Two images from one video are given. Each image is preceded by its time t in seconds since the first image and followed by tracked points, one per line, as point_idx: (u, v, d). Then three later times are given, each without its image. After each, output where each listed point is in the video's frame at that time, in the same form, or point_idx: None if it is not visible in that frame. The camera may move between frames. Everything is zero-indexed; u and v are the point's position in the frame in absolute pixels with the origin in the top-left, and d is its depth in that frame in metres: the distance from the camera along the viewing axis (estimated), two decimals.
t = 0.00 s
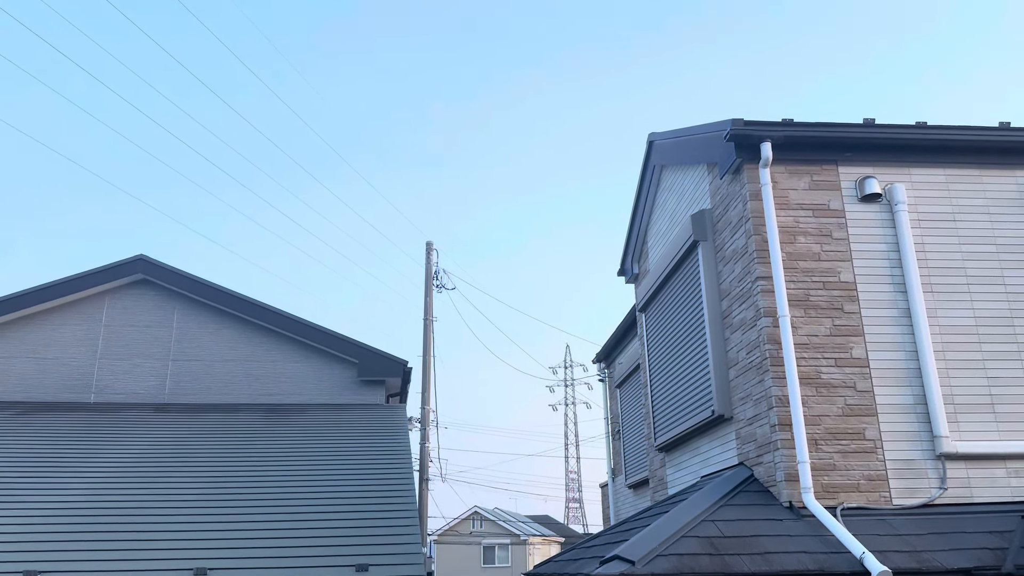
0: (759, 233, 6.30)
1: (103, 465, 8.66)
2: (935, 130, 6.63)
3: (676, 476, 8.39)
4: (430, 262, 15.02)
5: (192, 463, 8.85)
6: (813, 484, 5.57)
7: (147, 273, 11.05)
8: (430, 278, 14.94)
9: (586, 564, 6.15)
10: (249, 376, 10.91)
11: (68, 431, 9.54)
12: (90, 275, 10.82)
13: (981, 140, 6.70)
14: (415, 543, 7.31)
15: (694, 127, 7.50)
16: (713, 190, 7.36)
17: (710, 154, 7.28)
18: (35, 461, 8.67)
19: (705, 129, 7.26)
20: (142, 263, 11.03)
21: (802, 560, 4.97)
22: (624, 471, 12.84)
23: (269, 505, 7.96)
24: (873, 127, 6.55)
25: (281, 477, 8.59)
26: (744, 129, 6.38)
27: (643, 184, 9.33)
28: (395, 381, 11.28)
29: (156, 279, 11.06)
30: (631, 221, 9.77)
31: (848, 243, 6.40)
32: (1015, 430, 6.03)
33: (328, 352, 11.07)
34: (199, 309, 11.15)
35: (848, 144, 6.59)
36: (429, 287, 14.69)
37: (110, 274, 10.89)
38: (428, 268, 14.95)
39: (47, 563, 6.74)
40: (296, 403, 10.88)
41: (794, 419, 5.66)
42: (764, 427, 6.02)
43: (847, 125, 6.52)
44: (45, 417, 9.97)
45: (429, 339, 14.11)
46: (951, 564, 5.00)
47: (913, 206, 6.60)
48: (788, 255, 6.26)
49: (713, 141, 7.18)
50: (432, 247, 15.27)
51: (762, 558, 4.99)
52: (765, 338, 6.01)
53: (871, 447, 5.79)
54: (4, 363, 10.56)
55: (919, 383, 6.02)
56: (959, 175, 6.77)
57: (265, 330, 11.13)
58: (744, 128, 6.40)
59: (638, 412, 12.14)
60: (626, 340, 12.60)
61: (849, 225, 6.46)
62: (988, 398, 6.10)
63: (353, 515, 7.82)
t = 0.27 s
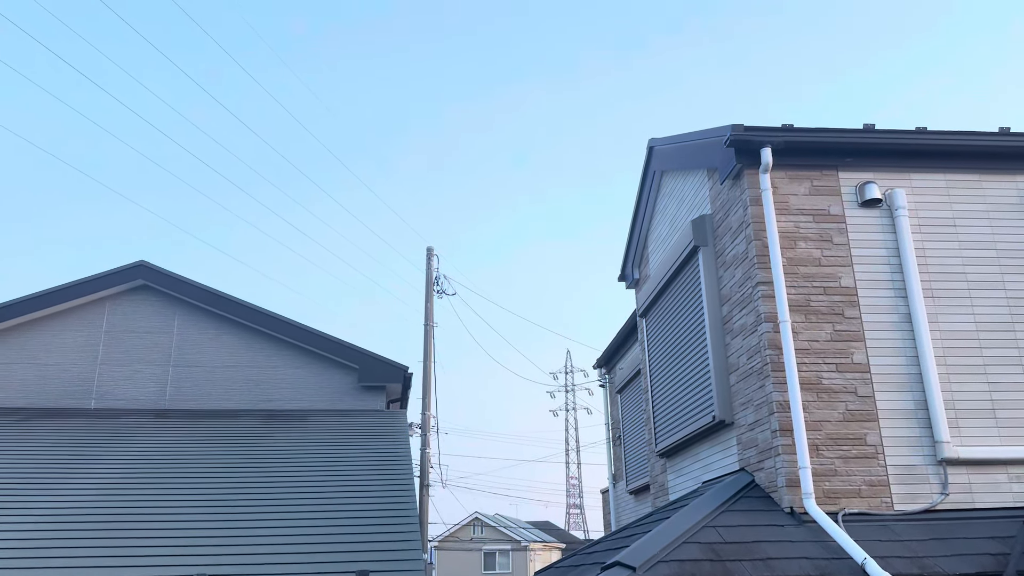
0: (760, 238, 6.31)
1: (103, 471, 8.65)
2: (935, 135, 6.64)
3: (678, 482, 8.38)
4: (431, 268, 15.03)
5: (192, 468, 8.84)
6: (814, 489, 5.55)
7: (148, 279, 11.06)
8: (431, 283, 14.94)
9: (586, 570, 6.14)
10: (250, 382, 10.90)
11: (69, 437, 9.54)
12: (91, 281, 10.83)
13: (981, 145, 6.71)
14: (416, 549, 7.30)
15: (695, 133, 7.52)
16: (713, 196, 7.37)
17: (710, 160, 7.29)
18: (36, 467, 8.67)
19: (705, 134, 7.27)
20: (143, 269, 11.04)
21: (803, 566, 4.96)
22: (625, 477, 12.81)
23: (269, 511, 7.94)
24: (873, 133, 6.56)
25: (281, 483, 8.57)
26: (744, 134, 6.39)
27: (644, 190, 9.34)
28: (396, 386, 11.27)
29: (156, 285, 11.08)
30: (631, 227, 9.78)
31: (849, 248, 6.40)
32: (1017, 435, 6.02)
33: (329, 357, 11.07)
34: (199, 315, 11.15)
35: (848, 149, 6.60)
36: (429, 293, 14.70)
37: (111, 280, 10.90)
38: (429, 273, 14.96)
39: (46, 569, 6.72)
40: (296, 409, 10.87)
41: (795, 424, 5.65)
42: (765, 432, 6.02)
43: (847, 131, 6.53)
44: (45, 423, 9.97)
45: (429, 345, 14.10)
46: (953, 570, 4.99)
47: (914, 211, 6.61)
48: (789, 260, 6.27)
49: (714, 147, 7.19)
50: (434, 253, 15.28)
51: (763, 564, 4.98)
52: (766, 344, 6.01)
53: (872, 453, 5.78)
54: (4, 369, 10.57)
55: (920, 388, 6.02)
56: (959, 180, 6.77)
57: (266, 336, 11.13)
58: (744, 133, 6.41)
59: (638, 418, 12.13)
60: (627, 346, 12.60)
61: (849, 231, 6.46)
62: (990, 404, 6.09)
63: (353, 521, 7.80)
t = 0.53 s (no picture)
0: (760, 244, 6.31)
1: (104, 477, 8.64)
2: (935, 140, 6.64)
3: (679, 488, 8.35)
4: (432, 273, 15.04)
5: (192, 474, 8.83)
6: (816, 495, 5.54)
7: (149, 286, 11.07)
8: (432, 289, 14.94)
9: None
10: (251, 388, 10.90)
11: (69, 443, 9.53)
12: (92, 287, 10.83)
13: (981, 151, 6.72)
14: (416, 555, 7.28)
15: (695, 138, 7.52)
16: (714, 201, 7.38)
17: (710, 165, 7.30)
18: (36, 473, 8.66)
19: (705, 140, 7.28)
20: (143, 275, 11.05)
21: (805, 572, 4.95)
22: (626, 482, 12.79)
23: (269, 517, 7.92)
24: (873, 138, 6.56)
25: (281, 489, 8.56)
26: (744, 140, 6.40)
27: (644, 195, 9.35)
28: (396, 392, 11.26)
29: (157, 291, 11.08)
30: (632, 232, 9.78)
31: (850, 254, 6.40)
32: (1018, 440, 6.01)
33: (329, 363, 11.06)
34: (200, 321, 11.15)
35: (848, 155, 6.61)
36: (430, 299, 14.70)
37: (111, 287, 10.91)
38: (430, 279, 14.97)
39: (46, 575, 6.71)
40: (297, 415, 10.86)
41: (796, 430, 5.64)
42: (766, 438, 6.01)
43: (847, 136, 6.53)
44: (46, 429, 9.96)
45: (430, 351, 14.10)
46: None
47: (914, 216, 6.61)
48: (789, 266, 6.27)
49: (714, 152, 7.19)
50: (434, 258, 15.29)
51: (765, 571, 4.96)
52: (766, 349, 6.00)
53: (874, 459, 5.77)
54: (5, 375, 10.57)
55: (921, 394, 6.01)
56: (959, 186, 6.78)
57: (267, 341, 11.13)
58: (744, 139, 6.42)
59: (639, 423, 12.11)
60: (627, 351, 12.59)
61: (850, 236, 6.46)
62: (991, 409, 6.08)
63: (353, 527, 7.79)
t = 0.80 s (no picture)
0: (760, 249, 6.31)
1: (104, 483, 8.63)
2: (935, 145, 6.64)
3: (680, 493, 8.33)
4: (432, 279, 15.04)
5: (193, 480, 8.81)
6: (817, 501, 5.53)
7: (149, 291, 11.07)
8: (432, 295, 14.95)
9: None
10: (251, 394, 10.89)
11: (69, 449, 9.52)
12: (92, 293, 10.84)
13: (981, 156, 6.72)
14: (417, 561, 7.26)
15: (695, 144, 7.53)
16: (714, 207, 7.38)
17: (711, 171, 7.31)
18: (36, 479, 8.65)
19: (706, 145, 7.29)
20: (144, 281, 11.05)
21: None
22: (627, 488, 12.77)
23: (270, 523, 7.91)
24: (873, 143, 6.57)
25: (282, 495, 8.54)
26: (745, 145, 6.41)
27: (645, 200, 9.36)
28: (397, 398, 11.26)
29: (158, 297, 11.08)
30: (632, 237, 9.78)
31: (850, 259, 6.40)
32: (1020, 446, 6.00)
33: (330, 369, 11.06)
34: (200, 327, 11.15)
35: (848, 160, 6.61)
36: (431, 304, 14.70)
37: (112, 292, 10.91)
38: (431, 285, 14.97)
39: None
40: (298, 420, 10.85)
41: (797, 435, 5.63)
42: (767, 443, 6.00)
43: (847, 141, 6.54)
44: (46, 435, 9.95)
45: (431, 356, 14.09)
46: None
47: (914, 222, 6.62)
48: (790, 271, 6.27)
49: (714, 158, 7.20)
50: (435, 264, 15.30)
51: None
52: (767, 354, 6.00)
53: (875, 464, 5.76)
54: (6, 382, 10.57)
55: (923, 399, 6.00)
56: (959, 190, 6.78)
57: (267, 347, 11.13)
58: (744, 144, 6.42)
59: (641, 429, 12.09)
60: (628, 357, 12.59)
61: (850, 241, 6.47)
62: (992, 414, 6.07)
63: (354, 533, 7.77)
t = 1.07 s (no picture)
0: (761, 254, 6.31)
1: (105, 489, 8.62)
2: (935, 151, 6.65)
3: (681, 499, 8.32)
4: (432, 284, 15.04)
5: (193, 486, 8.80)
6: (819, 506, 5.52)
7: (151, 297, 11.08)
8: (433, 300, 14.95)
9: None
10: (252, 400, 10.88)
11: (70, 455, 9.51)
12: (93, 299, 10.85)
13: (981, 161, 6.72)
14: (418, 567, 7.24)
15: (696, 149, 7.54)
16: (714, 212, 7.39)
17: (711, 176, 7.32)
18: (37, 485, 8.64)
19: (706, 151, 7.30)
20: (145, 286, 11.06)
21: None
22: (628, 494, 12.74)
23: (270, 529, 7.90)
24: (873, 149, 6.58)
25: (283, 501, 8.53)
26: (745, 151, 6.42)
27: (645, 206, 9.37)
28: (398, 404, 11.25)
29: (158, 303, 11.09)
30: (633, 243, 9.78)
31: (851, 264, 6.40)
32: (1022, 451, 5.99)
33: (331, 375, 11.05)
34: (201, 332, 11.16)
35: (849, 166, 6.62)
36: (432, 310, 14.70)
37: (113, 298, 10.92)
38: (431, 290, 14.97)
39: None
40: (298, 427, 10.84)
41: (799, 441, 5.62)
42: (768, 449, 5.99)
43: (848, 147, 6.55)
44: (47, 441, 9.95)
45: (431, 362, 14.09)
46: None
47: (915, 227, 6.62)
48: (790, 277, 6.27)
49: (715, 163, 7.21)
50: (435, 269, 15.30)
51: None
52: (768, 360, 5.99)
53: (876, 470, 5.75)
54: (7, 388, 10.57)
55: (924, 404, 5.99)
56: (959, 196, 6.78)
57: (268, 353, 11.13)
58: (744, 150, 6.44)
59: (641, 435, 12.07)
60: (629, 362, 12.58)
61: (851, 246, 6.47)
62: (994, 420, 6.06)
63: (353, 540, 7.75)
